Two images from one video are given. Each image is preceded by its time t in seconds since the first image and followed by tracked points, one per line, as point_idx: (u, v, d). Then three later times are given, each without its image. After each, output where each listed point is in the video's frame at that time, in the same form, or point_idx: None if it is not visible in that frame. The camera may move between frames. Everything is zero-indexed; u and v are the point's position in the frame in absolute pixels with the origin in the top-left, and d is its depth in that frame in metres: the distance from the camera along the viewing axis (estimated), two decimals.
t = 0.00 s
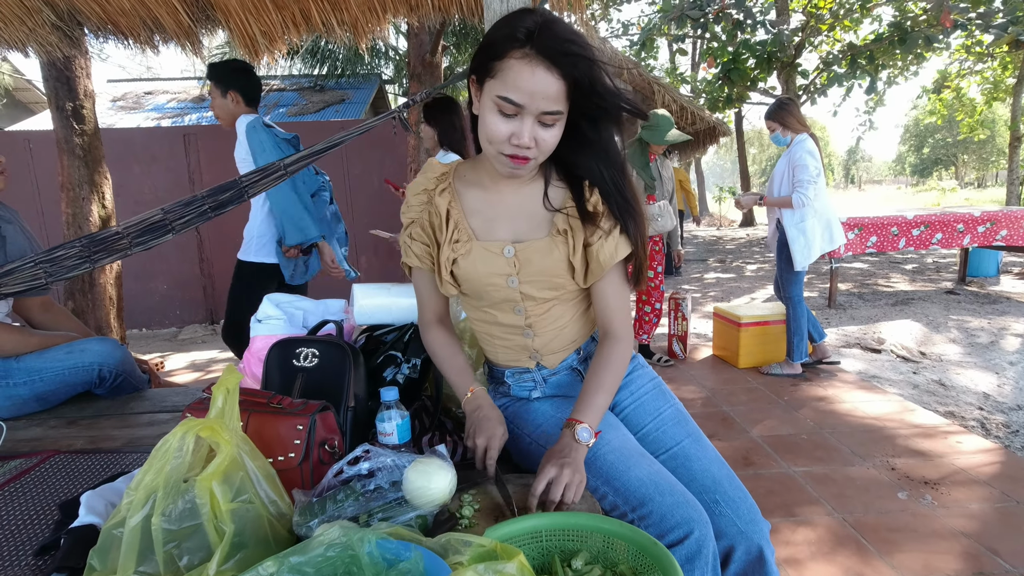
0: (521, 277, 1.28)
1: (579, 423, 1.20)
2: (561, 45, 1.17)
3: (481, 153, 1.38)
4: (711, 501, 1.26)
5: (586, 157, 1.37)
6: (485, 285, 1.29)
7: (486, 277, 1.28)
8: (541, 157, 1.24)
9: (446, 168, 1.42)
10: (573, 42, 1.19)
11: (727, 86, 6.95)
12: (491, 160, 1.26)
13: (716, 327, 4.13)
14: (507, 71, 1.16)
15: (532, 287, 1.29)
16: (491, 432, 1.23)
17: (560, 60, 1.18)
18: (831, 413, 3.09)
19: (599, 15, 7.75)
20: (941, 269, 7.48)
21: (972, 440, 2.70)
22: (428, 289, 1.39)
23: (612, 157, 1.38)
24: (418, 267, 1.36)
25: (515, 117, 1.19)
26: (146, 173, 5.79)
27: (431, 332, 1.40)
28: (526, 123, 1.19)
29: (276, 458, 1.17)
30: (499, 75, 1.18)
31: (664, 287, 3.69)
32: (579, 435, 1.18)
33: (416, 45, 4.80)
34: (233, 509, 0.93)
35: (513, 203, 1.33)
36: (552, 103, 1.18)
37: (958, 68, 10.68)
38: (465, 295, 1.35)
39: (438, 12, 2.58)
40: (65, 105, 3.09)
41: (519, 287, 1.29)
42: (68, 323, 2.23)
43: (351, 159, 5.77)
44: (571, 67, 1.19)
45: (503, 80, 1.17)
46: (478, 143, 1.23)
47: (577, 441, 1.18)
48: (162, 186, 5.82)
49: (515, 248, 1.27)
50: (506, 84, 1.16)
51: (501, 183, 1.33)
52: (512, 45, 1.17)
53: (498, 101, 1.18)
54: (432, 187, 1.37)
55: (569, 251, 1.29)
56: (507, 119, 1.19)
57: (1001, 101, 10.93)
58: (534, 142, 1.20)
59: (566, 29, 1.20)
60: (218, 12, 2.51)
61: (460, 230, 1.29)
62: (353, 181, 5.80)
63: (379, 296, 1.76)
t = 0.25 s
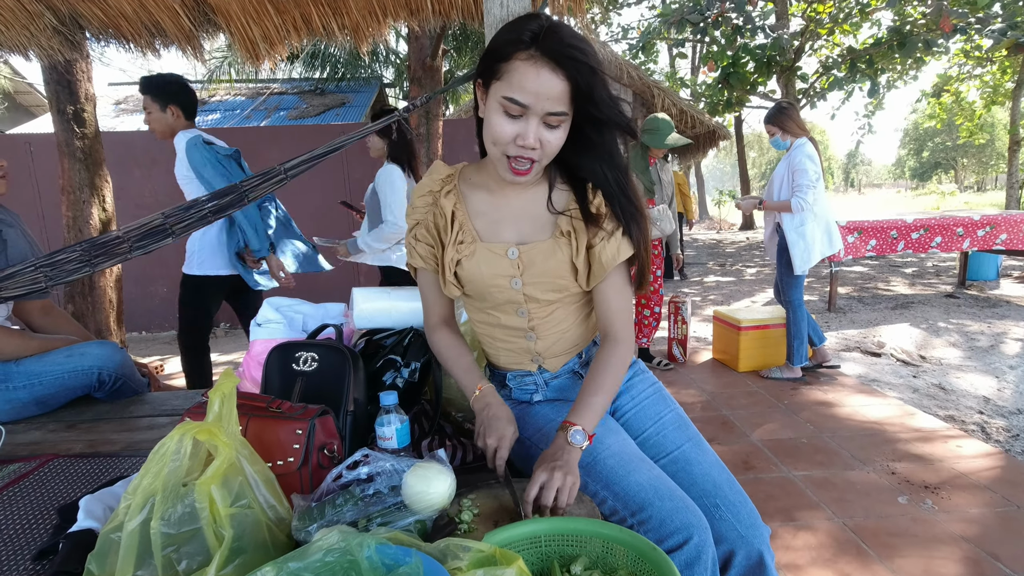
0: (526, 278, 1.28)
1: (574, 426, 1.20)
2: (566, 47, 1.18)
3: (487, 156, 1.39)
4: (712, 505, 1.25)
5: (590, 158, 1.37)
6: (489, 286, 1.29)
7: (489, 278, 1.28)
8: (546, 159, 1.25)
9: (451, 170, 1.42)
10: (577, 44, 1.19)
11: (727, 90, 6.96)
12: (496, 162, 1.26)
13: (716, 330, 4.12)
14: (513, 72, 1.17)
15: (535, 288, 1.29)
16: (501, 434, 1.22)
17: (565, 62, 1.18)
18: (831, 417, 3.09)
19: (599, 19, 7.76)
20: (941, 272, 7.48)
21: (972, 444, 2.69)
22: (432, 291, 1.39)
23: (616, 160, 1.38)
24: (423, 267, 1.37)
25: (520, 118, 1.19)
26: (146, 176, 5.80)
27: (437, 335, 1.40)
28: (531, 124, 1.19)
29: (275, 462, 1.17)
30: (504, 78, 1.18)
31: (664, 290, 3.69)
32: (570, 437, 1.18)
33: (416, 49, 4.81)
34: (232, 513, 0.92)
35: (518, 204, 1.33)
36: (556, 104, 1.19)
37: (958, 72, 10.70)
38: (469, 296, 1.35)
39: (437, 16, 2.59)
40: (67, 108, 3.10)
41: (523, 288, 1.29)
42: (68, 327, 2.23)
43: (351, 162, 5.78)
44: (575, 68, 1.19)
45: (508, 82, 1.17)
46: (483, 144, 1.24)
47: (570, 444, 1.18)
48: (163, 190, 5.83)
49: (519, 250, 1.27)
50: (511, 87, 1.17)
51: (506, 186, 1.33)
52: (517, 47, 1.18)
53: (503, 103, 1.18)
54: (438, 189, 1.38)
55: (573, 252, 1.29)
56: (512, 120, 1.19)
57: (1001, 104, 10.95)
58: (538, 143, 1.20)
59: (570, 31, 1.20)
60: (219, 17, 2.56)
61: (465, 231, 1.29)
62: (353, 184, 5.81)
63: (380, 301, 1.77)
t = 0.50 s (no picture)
0: (526, 279, 1.28)
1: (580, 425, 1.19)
2: (563, 46, 1.18)
3: (488, 158, 1.39)
4: (709, 509, 1.25)
5: (589, 158, 1.38)
6: (489, 287, 1.29)
7: (490, 279, 1.28)
8: (546, 159, 1.25)
9: (453, 172, 1.42)
10: (573, 44, 1.20)
11: (726, 92, 6.97)
12: (496, 163, 1.26)
13: (716, 333, 4.12)
14: (510, 73, 1.17)
15: (536, 289, 1.29)
16: (492, 451, 1.22)
17: (562, 62, 1.18)
18: (831, 420, 3.09)
19: (599, 22, 7.78)
20: (940, 275, 7.49)
21: (972, 447, 2.69)
22: (433, 291, 1.39)
23: (615, 160, 1.39)
24: (423, 269, 1.36)
25: (519, 119, 1.20)
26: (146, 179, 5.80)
27: (438, 342, 1.39)
28: (531, 123, 1.19)
29: (274, 465, 1.17)
30: (502, 79, 1.19)
31: (664, 293, 3.69)
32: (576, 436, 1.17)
33: (416, 52, 4.82)
34: (231, 516, 0.92)
35: (519, 205, 1.33)
36: (554, 102, 1.19)
37: (956, 75, 10.73)
38: (469, 297, 1.35)
39: (437, 19, 2.58)
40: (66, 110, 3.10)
41: (523, 288, 1.28)
42: (68, 329, 2.23)
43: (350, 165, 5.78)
44: (572, 68, 1.19)
45: (506, 83, 1.18)
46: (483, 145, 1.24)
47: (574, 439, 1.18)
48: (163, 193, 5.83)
49: (520, 251, 1.27)
50: (509, 88, 1.17)
51: (507, 187, 1.34)
52: (513, 48, 1.18)
53: (502, 103, 1.18)
54: (439, 191, 1.38)
55: (573, 252, 1.29)
56: (512, 120, 1.19)
57: (999, 107, 10.98)
58: (538, 142, 1.21)
59: (566, 30, 1.20)
60: (220, 20, 2.62)
61: (466, 232, 1.29)
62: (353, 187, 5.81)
63: (379, 302, 1.76)
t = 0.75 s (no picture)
0: (528, 281, 1.28)
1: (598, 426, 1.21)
2: (559, 48, 1.18)
3: (488, 160, 1.39)
4: (708, 511, 1.25)
5: (590, 158, 1.38)
6: (491, 289, 1.29)
7: (492, 281, 1.28)
8: (546, 160, 1.25)
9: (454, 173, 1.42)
10: (569, 45, 1.19)
11: (725, 95, 6.98)
12: (496, 165, 1.26)
13: (716, 335, 4.12)
14: (506, 76, 1.17)
15: (538, 291, 1.29)
16: (471, 443, 1.23)
17: (557, 64, 1.18)
18: (831, 421, 3.08)
19: (598, 25, 7.80)
20: (940, 277, 7.49)
21: (972, 449, 2.69)
22: (431, 292, 1.39)
23: (615, 159, 1.39)
24: (424, 271, 1.36)
25: (517, 121, 1.20)
26: (146, 181, 5.80)
27: (428, 338, 1.41)
28: (528, 125, 1.19)
29: (273, 466, 1.17)
30: (498, 82, 1.19)
31: (663, 295, 3.69)
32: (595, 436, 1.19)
33: (416, 54, 4.82)
34: (230, 517, 0.92)
35: (520, 207, 1.33)
36: (551, 104, 1.19)
37: (955, 77, 10.76)
38: (472, 299, 1.35)
39: (436, 21, 2.57)
40: (67, 113, 3.29)
41: (525, 290, 1.28)
42: (68, 331, 2.22)
43: (350, 167, 5.79)
44: (569, 69, 1.19)
45: (504, 86, 1.18)
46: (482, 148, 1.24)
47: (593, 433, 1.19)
48: (163, 195, 5.84)
49: (522, 253, 1.27)
50: (506, 91, 1.17)
51: (508, 189, 1.33)
52: (509, 51, 1.18)
53: (499, 107, 1.19)
54: (440, 193, 1.38)
55: (576, 255, 1.30)
56: (509, 123, 1.20)
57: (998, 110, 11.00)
58: (537, 144, 1.21)
59: (561, 32, 1.20)
60: (220, 23, 2.64)
61: (468, 234, 1.29)
62: (352, 189, 5.82)
63: (379, 305, 1.76)
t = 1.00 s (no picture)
0: (530, 285, 1.28)
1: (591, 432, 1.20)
2: (565, 55, 1.18)
3: (490, 163, 1.39)
4: (709, 514, 1.25)
5: (592, 163, 1.38)
6: (492, 293, 1.29)
7: (493, 285, 1.28)
8: (548, 166, 1.25)
9: (456, 177, 1.42)
10: (576, 52, 1.20)
11: (725, 96, 6.99)
12: (499, 170, 1.26)
13: (716, 336, 4.12)
14: (512, 81, 1.17)
15: (539, 296, 1.29)
16: (491, 430, 1.24)
17: (563, 71, 1.18)
18: (832, 423, 3.08)
19: (598, 27, 7.80)
20: (940, 278, 7.50)
21: (972, 451, 2.69)
22: (431, 295, 1.39)
23: (617, 165, 1.39)
24: (425, 274, 1.36)
25: (521, 127, 1.20)
26: (146, 182, 5.81)
27: (432, 339, 1.40)
28: (533, 132, 1.20)
29: (273, 468, 1.17)
30: (503, 88, 1.19)
31: (664, 297, 3.69)
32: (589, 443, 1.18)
33: (416, 56, 4.83)
34: (230, 520, 0.92)
35: (522, 212, 1.33)
36: (557, 112, 1.19)
37: (955, 79, 10.77)
38: (472, 303, 1.35)
39: (437, 23, 2.59)
40: (67, 116, 3.30)
41: (527, 295, 1.28)
42: (68, 333, 2.22)
43: (350, 169, 5.79)
44: (575, 76, 1.19)
45: (508, 92, 1.18)
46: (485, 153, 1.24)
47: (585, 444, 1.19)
48: (163, 198, 5.84)
49: (523, 257, 1.27)
50: (510, 97, 1.17)
51: (510, 193, 1.34)
52: (514, 56, 1.18)
53: (503, 112, 1.19)
54: (442, 196, 1.38)
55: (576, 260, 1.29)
56: (513, 129, 1.20)
57: (998, 111, 11.01)
58: (541, 150, 1.21)
59: (568, 38, 1.20)
60: (221, 25, 2.65)
61: (469, 238, 1.29)
62: (352, 191, 5.82)
63: (379, 307, 1.76)
